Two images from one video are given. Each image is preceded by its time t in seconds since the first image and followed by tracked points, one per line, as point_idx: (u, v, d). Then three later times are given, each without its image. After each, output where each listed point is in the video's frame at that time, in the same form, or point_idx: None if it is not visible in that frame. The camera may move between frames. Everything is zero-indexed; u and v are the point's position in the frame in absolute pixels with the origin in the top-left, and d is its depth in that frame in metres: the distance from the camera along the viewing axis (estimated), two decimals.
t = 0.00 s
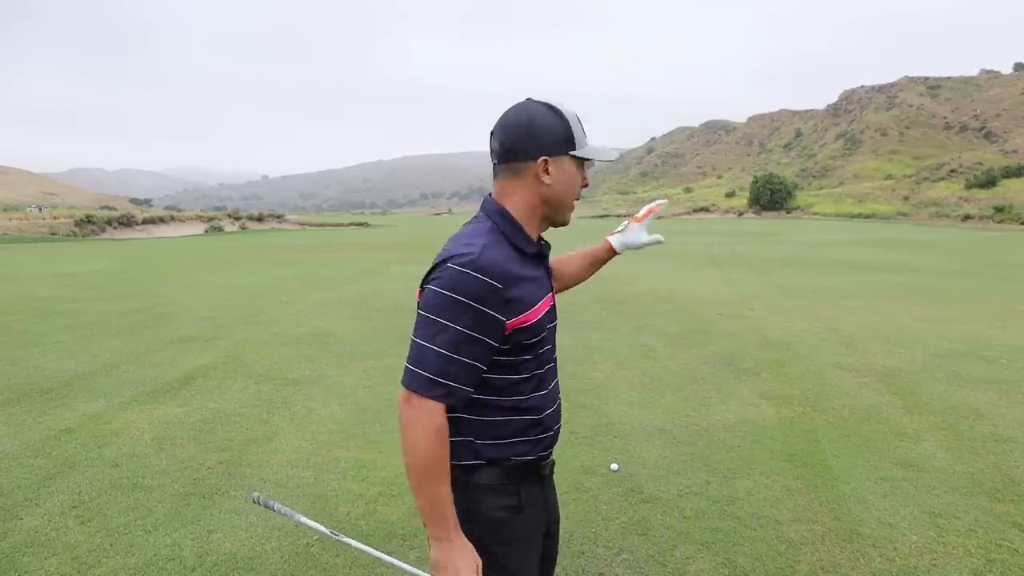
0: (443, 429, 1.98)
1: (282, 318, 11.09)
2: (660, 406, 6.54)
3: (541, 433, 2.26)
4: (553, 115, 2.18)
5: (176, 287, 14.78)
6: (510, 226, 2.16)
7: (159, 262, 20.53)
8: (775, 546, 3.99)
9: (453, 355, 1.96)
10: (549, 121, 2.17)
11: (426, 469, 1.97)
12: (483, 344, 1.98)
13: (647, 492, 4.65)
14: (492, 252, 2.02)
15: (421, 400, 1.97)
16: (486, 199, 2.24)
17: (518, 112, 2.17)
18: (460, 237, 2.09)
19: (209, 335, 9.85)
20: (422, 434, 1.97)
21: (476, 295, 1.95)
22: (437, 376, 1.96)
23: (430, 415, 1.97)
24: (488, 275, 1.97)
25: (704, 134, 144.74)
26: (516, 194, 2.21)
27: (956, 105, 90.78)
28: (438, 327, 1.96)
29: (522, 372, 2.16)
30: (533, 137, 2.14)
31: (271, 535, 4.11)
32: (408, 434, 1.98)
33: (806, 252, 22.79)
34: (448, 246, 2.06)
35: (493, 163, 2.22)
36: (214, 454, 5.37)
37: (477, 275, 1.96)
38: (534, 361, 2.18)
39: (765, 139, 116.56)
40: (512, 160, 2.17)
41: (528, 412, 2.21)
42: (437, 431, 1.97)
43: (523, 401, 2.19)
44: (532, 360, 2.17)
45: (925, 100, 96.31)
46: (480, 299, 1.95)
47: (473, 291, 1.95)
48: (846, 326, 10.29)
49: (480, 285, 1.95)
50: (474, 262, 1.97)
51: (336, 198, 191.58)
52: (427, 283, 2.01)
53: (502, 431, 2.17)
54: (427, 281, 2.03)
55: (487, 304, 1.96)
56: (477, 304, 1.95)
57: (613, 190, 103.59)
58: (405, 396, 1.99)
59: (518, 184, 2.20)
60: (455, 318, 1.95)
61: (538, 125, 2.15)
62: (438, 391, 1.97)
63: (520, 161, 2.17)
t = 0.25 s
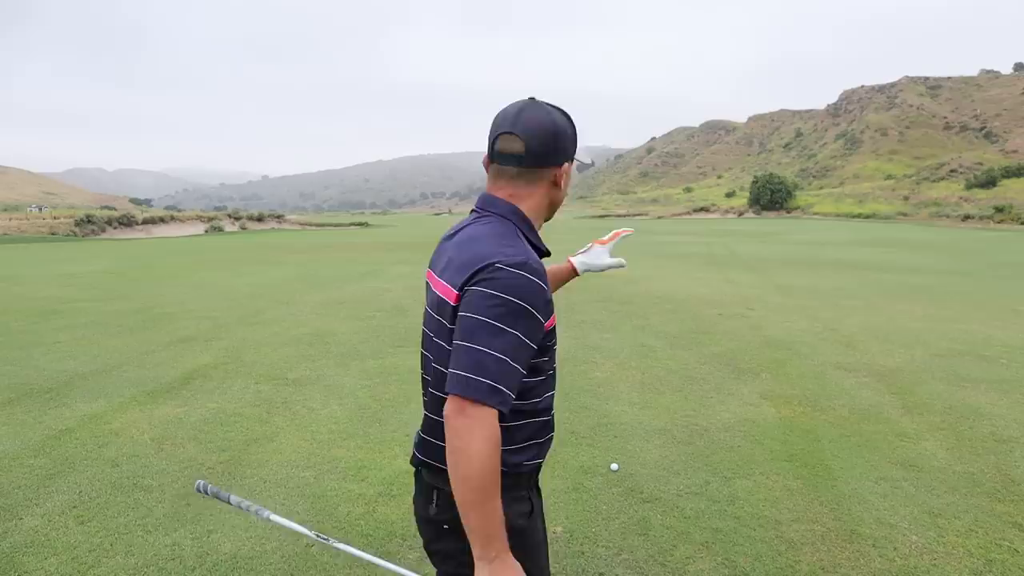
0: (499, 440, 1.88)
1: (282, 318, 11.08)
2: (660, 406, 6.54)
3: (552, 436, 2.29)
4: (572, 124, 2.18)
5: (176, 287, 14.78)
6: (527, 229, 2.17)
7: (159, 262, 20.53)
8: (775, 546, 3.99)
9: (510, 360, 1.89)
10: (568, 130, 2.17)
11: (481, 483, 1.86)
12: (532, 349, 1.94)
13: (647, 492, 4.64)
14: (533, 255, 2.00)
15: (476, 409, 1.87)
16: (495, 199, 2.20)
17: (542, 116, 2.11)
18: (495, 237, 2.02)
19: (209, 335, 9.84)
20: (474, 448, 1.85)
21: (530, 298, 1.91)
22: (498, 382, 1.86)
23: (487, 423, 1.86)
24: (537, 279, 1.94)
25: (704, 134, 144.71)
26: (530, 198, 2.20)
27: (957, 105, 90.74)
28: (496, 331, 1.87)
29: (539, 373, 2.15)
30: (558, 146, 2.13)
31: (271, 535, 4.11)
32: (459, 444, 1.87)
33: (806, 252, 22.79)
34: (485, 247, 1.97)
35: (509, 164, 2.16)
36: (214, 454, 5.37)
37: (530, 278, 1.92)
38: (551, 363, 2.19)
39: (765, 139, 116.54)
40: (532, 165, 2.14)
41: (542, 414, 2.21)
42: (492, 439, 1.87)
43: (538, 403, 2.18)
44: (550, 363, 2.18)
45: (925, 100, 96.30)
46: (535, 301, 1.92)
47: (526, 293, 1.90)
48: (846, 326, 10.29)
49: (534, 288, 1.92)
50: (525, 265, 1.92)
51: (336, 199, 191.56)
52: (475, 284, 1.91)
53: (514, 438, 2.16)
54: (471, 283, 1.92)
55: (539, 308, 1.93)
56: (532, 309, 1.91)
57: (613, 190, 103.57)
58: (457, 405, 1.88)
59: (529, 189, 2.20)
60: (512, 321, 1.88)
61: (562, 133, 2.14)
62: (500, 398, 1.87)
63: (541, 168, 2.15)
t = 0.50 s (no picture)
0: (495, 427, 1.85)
1: (282, 318, 11.08)
2: (660, 406, 6.54)
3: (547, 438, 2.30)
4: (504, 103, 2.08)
5: (176, 287, 14.78)
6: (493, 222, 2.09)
7: (160, 262, 20.53)
8: (775, 546, 3.99)
9: (487, 353, 1.85)
10: (496, 112, 2.09)
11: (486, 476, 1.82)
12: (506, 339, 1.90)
13: (647, 492, 4.65)
14: (496, 246, 1.97)
15: (467, 405, 1.83)
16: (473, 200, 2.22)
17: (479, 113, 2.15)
18: (458, 235, 2.01)
19: (209, 335, 9.84)
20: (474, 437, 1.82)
21: (494, 288, 1.88)
22: (477, 376, 1.83)
23: (483, 418, 1.83)
24: (500, 267, 1.91)
25: (704, 134, 144.79)
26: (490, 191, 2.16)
27: (957, 105, 90.72)
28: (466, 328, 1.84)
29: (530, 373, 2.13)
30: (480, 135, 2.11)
31: (270, 536, 4.11)
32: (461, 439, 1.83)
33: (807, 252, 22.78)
34: (445, 248, 1.98)
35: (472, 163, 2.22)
36: (214, 454, 5.37)
37: (492, 268, 1.89)
38: (539, 361, 2.16)
39: (765, 139, 116.55)
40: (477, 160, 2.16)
41: (535, 415, 2.20)
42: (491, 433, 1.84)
43: (530, 404, 2.17)
44: (539, 362, 2.17)
45: (925, 100, 96.28)
46: (503, 291, 1.89)
47: (491, 283, 1.87)
48: (846, 326, 10.29)
49: (497, 275, 1.88)
50: (484, 256, 1.90)
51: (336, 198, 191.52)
52: (437, 287, 1.90)
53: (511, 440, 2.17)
54: (432, 285, 1.93)
55: (505, 296, 1.89)
56: (497, 297, 1.87)
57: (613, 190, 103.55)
58: (448, 407, 1.85)
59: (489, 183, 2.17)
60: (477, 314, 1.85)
61: (489, 120, 2.10)
62: (482, 392, 1.83)
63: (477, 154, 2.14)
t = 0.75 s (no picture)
0: (438, 420, 1.87)
1: (282, 318, 11.08)
2: (660, 406, 6.54)
3: (523, 443, 2.21)
4: (473, 109, 2.06)
5: (176, 287, 14.78)
6: (471, 229, 2.11)
7: (160, 261, 20.53)
8: (775, 546, 3.99)
9: (412, 357, 1.88)
10: (468, 119, 2.10)
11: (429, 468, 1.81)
12: (442, 345, 1.91)
13: (647, 492, 4.65)
14: (444, 252, 1.99)
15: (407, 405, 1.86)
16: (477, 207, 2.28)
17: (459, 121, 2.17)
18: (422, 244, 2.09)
19: (209, 335, 9.84)
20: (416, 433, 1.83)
21: (430, 295, 1.91)
22: (400, 379, 1.86)
23: (421, 416, 1.84)
24: (440, 273, 1.93)
25: (704, 134, 144.75)
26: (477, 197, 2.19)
27: (956, 105, 90.71)
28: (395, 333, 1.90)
29: (496, 378, 2.09)
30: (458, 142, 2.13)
31: (271, 536, 4.11)
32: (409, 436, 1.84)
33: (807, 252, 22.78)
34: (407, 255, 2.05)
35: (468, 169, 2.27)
36: (214, 454, 5.37)
37: (429, 275, 1.93)
38: (505, 366, 2.09)
39: (765, 139, 116.53)
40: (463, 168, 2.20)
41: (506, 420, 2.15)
42: (435, 429, 1.85)
43: (499, 408, 2.13)
44: (505, 366, 2.09)
45: (925, 100, 96.26)
46: (434, 296, 1.91)
47: (426, 290, 1.91)
48: (846, 326, 10.29)
49: (432, 283, 1.92)
50: (426, 263, 1.95)
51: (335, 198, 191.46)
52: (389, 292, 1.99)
53: (481, 442, 2.16)
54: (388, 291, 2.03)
55: (439, 303, 1.91)
56: (428, 303, 1.90)
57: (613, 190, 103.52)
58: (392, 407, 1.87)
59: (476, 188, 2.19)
60: (412, 318, 1.90)
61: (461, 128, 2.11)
62: (402, 394, 1.85)
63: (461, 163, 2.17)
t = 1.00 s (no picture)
0: (384, 428, 1.98)
1: (282, 318, 11.08)
2: (660, 406, 6.53)
3: (514, 450, 2.16)
4: (457, 117, 2.07)
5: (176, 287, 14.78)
6: (463, 235, 2.10)
7: (160, 262, 20.53)
8: (775, 546, 3.99)
9: (376, 363, 1.97)
10: (453, 126, 2.09)
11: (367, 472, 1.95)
12: (412, 357, 1.96)
13: (647, 492, 4.65)
14: (424, 261, 2.00)
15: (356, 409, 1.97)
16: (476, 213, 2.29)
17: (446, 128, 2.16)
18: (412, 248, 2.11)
19: (209, 335, 9.84)
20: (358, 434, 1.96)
21: (404, 306, 1.94)
22: (361, 383, 1.97)
23: (366, 421, 1.95)
24: (415, 285, 1.95)
25: (704, 134, 144.70)
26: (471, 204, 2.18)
27: (956, 105, 90.71)
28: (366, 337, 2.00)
29: (481, 385, 2.07)
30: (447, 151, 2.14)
31: (271, 536, 4.11)
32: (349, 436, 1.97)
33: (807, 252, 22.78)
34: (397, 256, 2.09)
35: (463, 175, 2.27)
36: (214, 454, 5.37)
37: (403, 286, 1.95)
38: (490, 374, 2.08)
39: (765, 139, 116.53)
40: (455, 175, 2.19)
41: (494, 426, 2.12)
42: (378, 436, 1.96)
43: (486, 415, 2.11)
44: (490, 373, 2.07)
45: (925, 100, 96.27)
46: (402, 307, 1.94)
47: (401, 300, 1.95)
48: (846, 326, 10.29)
49: (405, 295, 1.95)
50: (404, 274, 1.97)
51: (335, 198, 191.44)
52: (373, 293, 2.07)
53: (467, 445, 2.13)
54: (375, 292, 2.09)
55: (411, 315, 1.95)
56: (400, 314, 1.94)
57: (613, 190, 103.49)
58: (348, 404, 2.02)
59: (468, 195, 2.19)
60: (385, 328, 1.96)
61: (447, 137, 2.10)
62: (360, 396, 1.97)
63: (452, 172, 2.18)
